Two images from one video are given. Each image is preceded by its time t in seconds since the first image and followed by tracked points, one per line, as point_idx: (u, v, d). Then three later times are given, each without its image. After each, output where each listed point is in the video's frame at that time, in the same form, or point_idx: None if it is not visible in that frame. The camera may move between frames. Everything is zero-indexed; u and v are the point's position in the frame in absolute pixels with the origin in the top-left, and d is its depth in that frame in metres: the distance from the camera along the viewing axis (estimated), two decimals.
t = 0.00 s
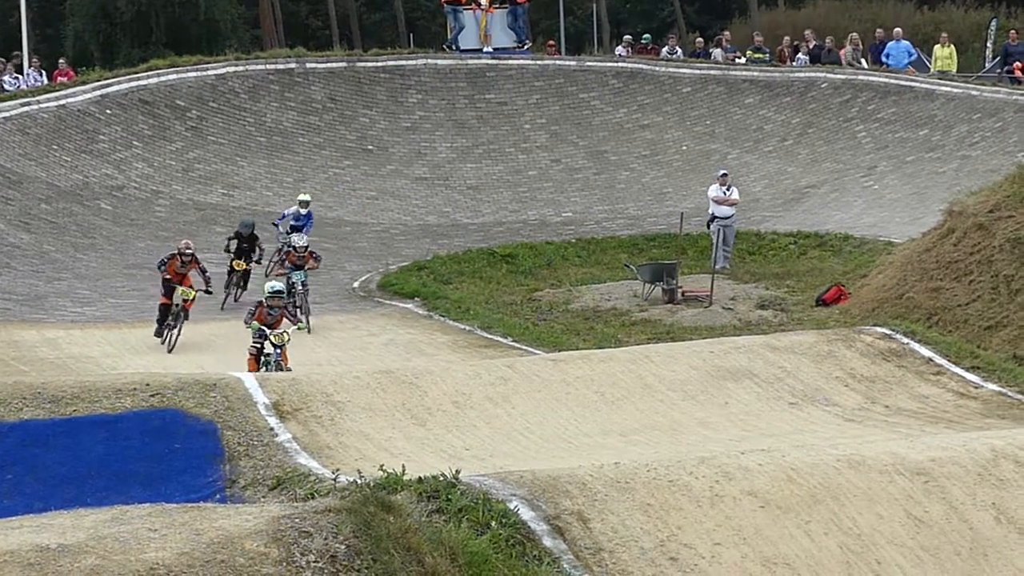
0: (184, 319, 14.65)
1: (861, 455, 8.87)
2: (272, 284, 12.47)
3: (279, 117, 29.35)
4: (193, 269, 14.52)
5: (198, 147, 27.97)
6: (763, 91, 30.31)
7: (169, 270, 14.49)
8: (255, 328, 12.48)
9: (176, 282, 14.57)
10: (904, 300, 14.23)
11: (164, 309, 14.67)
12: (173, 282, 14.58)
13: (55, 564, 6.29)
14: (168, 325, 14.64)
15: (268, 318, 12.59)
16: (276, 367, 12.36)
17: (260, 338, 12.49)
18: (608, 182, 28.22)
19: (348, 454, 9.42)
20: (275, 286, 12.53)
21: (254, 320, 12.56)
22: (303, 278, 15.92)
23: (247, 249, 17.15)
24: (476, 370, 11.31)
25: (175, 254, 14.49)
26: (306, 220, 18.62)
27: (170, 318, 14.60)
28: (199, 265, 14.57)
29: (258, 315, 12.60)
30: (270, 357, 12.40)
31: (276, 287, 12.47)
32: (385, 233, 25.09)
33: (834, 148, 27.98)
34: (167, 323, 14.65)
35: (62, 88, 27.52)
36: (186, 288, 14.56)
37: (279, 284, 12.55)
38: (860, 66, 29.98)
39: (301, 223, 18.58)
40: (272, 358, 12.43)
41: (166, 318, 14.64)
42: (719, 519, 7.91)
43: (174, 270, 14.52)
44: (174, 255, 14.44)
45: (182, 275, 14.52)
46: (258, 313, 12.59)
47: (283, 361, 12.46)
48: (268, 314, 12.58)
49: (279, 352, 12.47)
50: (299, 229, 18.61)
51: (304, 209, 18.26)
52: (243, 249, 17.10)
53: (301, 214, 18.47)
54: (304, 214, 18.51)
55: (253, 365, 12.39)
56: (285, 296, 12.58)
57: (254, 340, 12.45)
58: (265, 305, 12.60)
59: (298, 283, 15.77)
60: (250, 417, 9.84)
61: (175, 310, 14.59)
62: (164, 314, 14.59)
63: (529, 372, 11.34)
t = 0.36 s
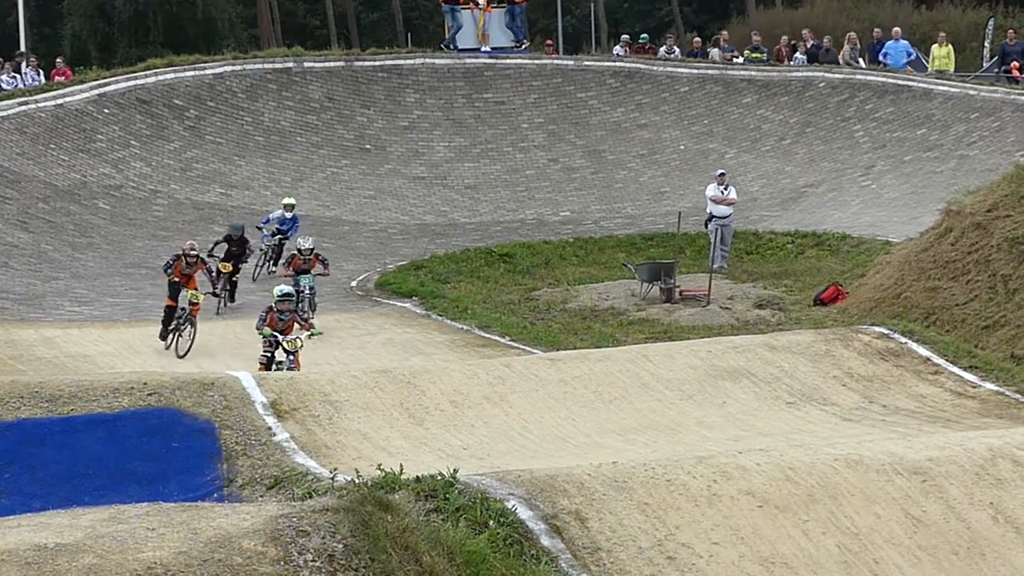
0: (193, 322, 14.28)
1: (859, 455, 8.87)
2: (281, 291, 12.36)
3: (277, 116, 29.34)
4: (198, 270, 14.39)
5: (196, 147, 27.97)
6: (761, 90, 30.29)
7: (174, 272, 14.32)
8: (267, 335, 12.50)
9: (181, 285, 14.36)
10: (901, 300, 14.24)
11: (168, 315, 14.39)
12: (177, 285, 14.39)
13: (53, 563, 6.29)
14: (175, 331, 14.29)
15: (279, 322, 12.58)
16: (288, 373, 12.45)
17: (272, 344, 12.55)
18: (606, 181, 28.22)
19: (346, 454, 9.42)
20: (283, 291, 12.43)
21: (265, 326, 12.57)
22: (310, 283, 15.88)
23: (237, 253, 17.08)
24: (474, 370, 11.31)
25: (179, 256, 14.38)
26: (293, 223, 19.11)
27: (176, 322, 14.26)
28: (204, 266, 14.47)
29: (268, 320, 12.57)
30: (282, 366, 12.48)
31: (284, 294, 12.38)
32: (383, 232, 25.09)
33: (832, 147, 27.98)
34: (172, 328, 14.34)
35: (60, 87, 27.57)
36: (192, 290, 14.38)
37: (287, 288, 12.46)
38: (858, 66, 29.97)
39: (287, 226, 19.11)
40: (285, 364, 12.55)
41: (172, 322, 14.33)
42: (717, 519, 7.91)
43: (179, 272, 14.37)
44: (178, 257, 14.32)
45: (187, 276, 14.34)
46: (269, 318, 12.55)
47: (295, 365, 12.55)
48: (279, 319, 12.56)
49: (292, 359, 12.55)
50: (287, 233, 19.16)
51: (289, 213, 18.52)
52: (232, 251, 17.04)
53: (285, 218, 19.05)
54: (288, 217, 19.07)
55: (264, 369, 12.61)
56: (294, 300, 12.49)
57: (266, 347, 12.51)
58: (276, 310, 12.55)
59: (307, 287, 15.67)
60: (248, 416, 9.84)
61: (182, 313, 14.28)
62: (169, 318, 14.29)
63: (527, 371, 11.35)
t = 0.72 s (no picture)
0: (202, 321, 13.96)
1: (855, 451, 8.88)
2: (291, 282, 12.50)
3: (274, 112, 29.33)
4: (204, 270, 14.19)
5: (193, 142, 27.96)
6: (758, 87, 30.28)
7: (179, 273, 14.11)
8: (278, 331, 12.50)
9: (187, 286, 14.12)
10: (897, 296, 14.24)
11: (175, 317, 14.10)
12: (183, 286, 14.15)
13: (49, 558, 6.29)
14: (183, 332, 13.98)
15: (290, 317, 12.63)
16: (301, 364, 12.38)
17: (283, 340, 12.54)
18: (603, 178, 28.22)
19: (341, 449, 9.43)
20: (293, 283, 12.57)
21: (276, 324, 12.58)
22: (316, 283, 15.66)
23: (227, 252, 16.97)
24: (470, 366, 11.31)
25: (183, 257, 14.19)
26: (280, 221, 18.98)
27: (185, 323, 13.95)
28: (209, 266, 14.30)
29: (279, 315, 12.62)
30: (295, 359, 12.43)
31: (295, 283, 12.51)
32: (379, 228, 25.09)
33: (829, 144, 27.99)
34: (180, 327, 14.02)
35: (57, 83, 27.54)
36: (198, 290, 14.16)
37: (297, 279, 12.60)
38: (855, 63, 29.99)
39: (274, 225, 18.95)
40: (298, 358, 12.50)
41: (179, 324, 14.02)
42: (712, 515, 7.91)
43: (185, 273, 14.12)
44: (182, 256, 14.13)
45: (192, 277, 14.13)
46: (279, 313, 12.60)
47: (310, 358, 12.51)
48: (289, 313, 12.62)
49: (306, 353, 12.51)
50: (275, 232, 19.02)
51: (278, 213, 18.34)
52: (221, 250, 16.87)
53: (272, 217, 18.86)
54: (275, 217, 18.86)
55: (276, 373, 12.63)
56: (303, 292, 12.60)
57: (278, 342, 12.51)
58: (286, 304, 12.63)
59: (312, 288, 15.51)
60: (244, 412, 9.84)
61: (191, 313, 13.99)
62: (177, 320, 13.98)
63: (522, 367, 11.35)
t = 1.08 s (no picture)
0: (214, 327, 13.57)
1: (851, 449, 8.88)
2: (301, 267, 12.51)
3: (269, 110, 29.32)
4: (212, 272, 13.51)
5: (188, 140, 27.94)
6: (754, 85, 30.29)
7: (185, 277, 13.43)
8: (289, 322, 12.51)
9: (195, 290, 13.51)
10: (893, 295, 14.23)
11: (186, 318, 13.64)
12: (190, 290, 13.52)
13: (45, 556, 6.28)
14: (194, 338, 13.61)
15: (301, 303, 12.65)
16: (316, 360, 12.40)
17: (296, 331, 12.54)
18: (599, 176, 28.22)
19: (338, 447, 9.43)
20: (303, 268, 12.58)
21: (288, 315, 12.59)
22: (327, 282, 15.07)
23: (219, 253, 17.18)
24: (466, 363, 11.31)
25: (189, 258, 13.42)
26: (268, 222, 18.65)
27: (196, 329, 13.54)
28: (217, 266, 13.58)
29: (290, 304, 12.63)
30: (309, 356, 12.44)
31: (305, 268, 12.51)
32: (375, 226, 25.07)
33: (824, 142, 28.00)
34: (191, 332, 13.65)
35: (52, 80, 27.51)
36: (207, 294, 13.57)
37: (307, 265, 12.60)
38: (851, 61, 30.03)
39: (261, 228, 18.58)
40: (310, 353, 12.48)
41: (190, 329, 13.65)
42: (709, 513, 7.92)
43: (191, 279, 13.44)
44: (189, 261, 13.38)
45: (200, 280, 13.47)
46: (291, 300, 12.62)
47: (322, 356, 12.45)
48: (301, 300, 12.63)
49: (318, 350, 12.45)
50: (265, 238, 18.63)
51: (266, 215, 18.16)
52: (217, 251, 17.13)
53: (259, 218, 18.53)
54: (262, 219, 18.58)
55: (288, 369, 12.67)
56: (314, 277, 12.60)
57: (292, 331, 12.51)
58: (296, 292, 12.64)
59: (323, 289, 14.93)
60: (240, 410, 9.83)
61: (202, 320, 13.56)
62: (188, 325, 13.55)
63: (519, 365, 11.34)
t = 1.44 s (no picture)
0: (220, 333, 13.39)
1: (846, 449, 8.88)
2: (313, 247, 12.34)
3: (265, 110, 29.32)
4: (219, 279, 13.30)
5: (184, 140, 27.93)
6: (749, 85, 30.28)
7: (193, 281, 13.23)
8: (300, 304, 12.50)
9: (201, 295, 13.33)
10: (888, 295, 14.25)
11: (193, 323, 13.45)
12: (197, 294, 13.36)
13: (40, 557, 6.28)
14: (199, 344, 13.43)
15: (312, 282, 12.57)
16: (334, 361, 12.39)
17: (307, 312, 12.55)
18: (594, 176, 28.23)
19: (333, 448, 9.44)
20: (313, 250, 12.38)
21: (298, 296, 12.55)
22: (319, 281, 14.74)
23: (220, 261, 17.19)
24: (462, 364, 11.31)
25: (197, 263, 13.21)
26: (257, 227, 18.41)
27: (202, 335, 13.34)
28: (224, 272, 13.35)
29: (300, 282, 12.55)
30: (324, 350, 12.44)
31: (317, 249, 12.34)
32: (371, 226, 25.07)
33: (820, 142, 28.00)
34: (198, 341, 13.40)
35: (47, 80, 27.50)
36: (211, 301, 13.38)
37: (319, 243, 12.42)
38: (846, 61, 30.04)
39: (250, 232, 18.35)
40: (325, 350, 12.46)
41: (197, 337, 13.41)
42: (704, 514, 7.92)
43: (196, 283, 13.24)
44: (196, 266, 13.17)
45: (207, 286, 13.27)
46: (301, 280, 12.53)
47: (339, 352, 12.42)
48: (312, 279, 12.55)
49: (335, 346, 12.41)
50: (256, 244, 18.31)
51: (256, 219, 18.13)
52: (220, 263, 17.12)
53: (248, 223, 18.29)
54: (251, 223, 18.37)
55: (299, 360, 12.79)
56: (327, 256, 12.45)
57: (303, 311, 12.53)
58: (307, 269, 12.53)
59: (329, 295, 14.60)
60: (235, 410, 9.83)
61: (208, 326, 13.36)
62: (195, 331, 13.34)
63: (514, 365, 11.35)
